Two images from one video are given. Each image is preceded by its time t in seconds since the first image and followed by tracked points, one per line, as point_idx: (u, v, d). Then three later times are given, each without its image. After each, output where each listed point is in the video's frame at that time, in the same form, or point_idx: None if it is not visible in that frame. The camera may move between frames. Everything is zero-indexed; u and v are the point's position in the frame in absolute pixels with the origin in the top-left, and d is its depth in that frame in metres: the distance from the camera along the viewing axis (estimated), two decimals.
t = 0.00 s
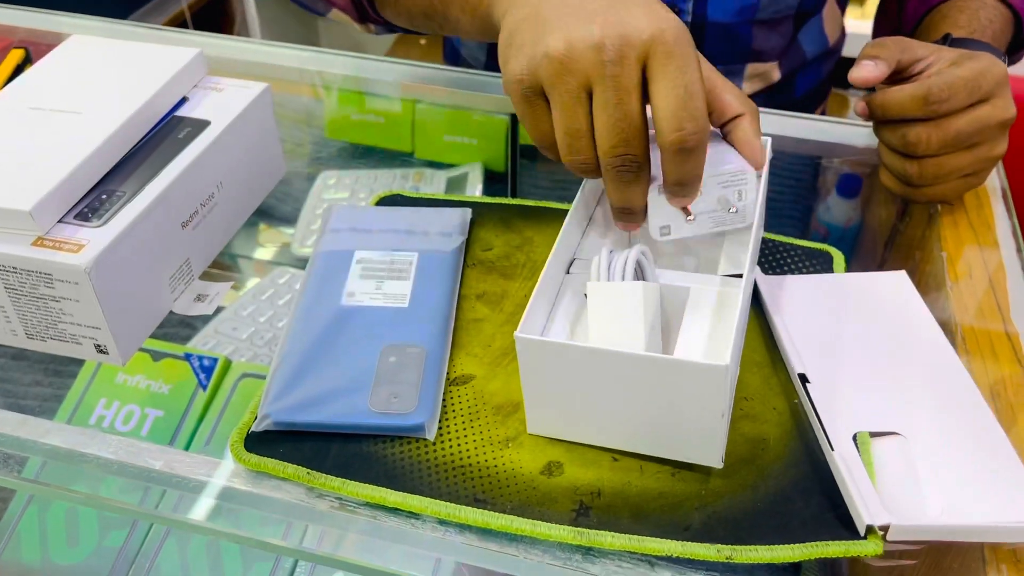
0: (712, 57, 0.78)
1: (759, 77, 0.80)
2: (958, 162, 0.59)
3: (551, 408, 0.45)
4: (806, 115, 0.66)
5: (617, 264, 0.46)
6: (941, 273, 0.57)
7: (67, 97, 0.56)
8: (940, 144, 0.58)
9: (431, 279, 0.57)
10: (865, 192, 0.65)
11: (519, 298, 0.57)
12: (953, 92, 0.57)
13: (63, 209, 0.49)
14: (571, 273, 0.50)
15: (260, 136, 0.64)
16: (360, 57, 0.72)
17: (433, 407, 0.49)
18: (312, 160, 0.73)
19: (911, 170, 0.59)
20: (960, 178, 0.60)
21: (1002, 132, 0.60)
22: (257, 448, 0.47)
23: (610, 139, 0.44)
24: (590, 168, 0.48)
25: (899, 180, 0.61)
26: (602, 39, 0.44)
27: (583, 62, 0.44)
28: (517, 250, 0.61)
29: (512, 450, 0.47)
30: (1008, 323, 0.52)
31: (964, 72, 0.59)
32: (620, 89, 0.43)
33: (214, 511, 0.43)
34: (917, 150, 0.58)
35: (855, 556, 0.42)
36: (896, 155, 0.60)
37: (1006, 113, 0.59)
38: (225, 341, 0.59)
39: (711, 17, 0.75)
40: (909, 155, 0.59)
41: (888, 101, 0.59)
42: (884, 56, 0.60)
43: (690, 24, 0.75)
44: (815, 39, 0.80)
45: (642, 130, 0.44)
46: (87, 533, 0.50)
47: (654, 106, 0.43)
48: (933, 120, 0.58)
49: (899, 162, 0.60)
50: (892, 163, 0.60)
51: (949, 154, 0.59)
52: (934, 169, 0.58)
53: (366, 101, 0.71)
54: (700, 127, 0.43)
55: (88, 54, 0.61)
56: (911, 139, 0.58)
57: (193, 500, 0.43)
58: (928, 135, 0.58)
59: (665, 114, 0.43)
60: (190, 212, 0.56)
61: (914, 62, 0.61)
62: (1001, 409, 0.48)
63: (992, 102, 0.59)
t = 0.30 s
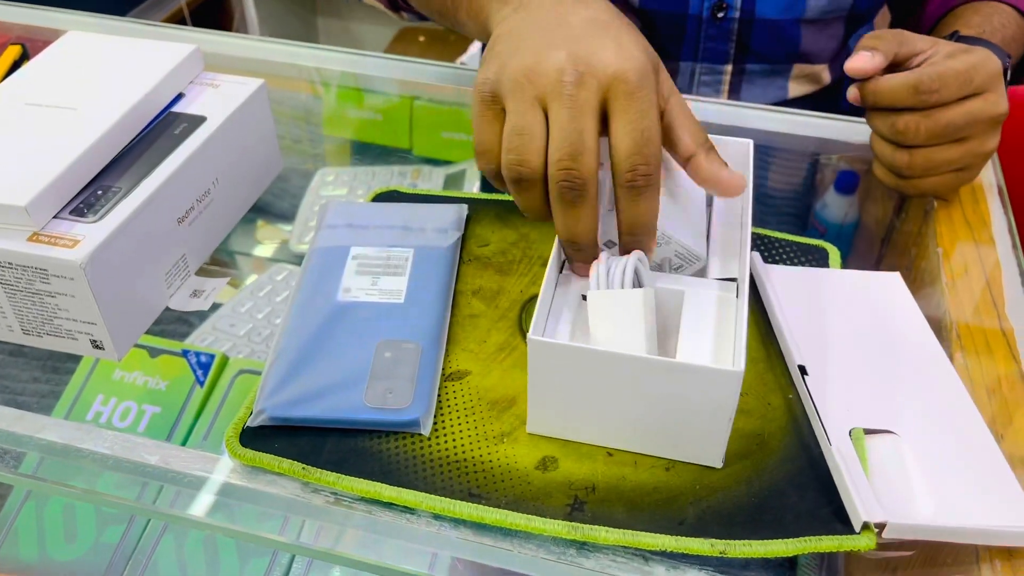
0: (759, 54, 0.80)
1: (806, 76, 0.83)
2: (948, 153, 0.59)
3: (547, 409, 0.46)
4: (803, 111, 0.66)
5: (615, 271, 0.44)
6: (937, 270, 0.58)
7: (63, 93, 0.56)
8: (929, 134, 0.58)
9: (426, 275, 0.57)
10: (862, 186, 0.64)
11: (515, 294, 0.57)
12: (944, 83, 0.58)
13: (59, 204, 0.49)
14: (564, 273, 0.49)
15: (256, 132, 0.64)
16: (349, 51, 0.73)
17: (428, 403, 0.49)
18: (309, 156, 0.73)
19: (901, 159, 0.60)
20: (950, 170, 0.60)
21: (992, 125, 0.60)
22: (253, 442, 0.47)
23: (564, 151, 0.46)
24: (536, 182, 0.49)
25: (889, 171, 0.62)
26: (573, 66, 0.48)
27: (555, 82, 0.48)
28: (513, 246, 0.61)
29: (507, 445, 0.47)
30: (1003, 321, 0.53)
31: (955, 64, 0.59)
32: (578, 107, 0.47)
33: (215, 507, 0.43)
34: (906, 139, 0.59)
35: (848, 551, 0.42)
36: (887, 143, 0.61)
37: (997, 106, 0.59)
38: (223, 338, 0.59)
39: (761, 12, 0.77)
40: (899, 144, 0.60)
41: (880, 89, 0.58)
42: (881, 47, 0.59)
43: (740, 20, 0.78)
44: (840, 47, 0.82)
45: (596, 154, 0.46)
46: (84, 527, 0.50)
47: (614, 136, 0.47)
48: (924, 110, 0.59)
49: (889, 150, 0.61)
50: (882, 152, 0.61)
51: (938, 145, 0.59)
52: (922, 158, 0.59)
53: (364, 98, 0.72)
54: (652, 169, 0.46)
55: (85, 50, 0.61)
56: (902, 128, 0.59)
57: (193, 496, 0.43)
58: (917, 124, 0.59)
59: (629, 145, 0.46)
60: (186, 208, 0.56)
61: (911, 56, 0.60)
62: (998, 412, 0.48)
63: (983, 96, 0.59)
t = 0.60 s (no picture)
0: (787, 56, 0.83)
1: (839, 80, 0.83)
2: (939, 141, 0.59)
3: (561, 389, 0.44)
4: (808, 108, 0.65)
5: (622, 261, 0.45)
6: (942, 267, 0.58)
7: (65, 88, 0.56)
8: (919, 121, 0.58)
9: (430, 271, 0.57)
10: (866, 182, 0.64)
11: (519, 289, 0.57)
12: (937, 70, 0.57)
13: (62, 199, 0.49)
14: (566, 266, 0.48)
15: (258, 128, 0.64)
16: (347, 48, 0.72)
17: (433, 398, 0.49)
18: (313, 152, 0.73)
19: (892, 146, 0.60)
20: (941, 159, 0.60)
21: (988, 115, 0.59)
22: (256, 437, 0.47)
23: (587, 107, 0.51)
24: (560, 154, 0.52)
25: (883, 158, 0.62)
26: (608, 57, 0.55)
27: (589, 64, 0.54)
28: (516, 242, 0.61)
29: (511, 441, 0.47)
30: (1007, 317, 0.51)
31: (953, 51, 0.58)
32: (609, 83, 0.52)
33: (218, 502, 0.43)
34: (896, 125, 0.59)
35: (853, 545, 0.42)
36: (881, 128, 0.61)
37: (994, 97, 0.59)
38: (226, 335, 0.59)
39: (790, 15, 0.81)
40: (891, 130, 0.60)
41: (873, 74, 0.58)
42: (879, 31, 0.59)
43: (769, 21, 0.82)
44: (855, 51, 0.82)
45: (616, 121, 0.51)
46: (87, 522, 0.50)
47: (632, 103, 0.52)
48: (916, 96, 0.58)
49: (883, 136, 0.61)
50: (874, 136, 0.62)
51: (929, 132, 0.59)
52: (912, 145, 0.59)
53: (367, 94, 0.71)
54: (678, 126, 0.48)
55: (88, 46, 0.61)
56: (892, 115, 0.59)
57: (195, 490, 0.43)
58: (907, 111, 0.58)
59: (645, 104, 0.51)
60: (189, 204, 0.56)
61: (909, 43, 0.60)
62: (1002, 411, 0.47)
63: (980, 85, 0.58)
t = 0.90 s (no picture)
0: (779, 59, 0.86)
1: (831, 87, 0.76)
2: (928, 138, 0.59)
3: (574, 244, 0.38)
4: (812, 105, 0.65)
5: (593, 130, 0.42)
6: (946, 264, 0.57)
7: (68, 84, 0.56)
8: (905, 118, 0.59)
9: (434, 268, 0.57)
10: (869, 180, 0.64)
11: (523, 286, 0.57)
12: (921, 67, 0.57)
13: (66, 195, 0.49)
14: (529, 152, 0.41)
15: (261, 124, 0.63)
16: (362, 45, 0.72)
17: (436, 394, 0.49)
18: (316, 150, 0.73)
19: (882, 144, 0.60)
20: (930, 156, 0.60)
21: (978, 113, 0.59)
22: (259, 434, 0.47)
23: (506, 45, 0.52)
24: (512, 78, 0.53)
25: (876, 155, 0.62)
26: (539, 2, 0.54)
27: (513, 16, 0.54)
28: (520, 239, 0.61)
29: (516, 437, 0.47)
30: (1012, 316, 0.52)
31: (938, 50, 0.58)
32: None
33: (220, 498, 0.43)
34: (884, 122, 0.60)
35: (858, 542, 0.42)
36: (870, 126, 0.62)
37: (982, 95, 0.59)
38: (229, 332, 0.59)
39: (783, 19, 0.83)
40: (880, 127, 0.61)
41: (858, 72, 0.59)
42: (865, 31, 0.61)
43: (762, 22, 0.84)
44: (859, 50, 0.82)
45: None
46: (91, 519, 0.50)
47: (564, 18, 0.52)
48: (902, 93, 0.59)
49: (873, 134, 0.61)
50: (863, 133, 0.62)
51: (916, 129, 0.59)
52: (900, 143, 0.60)
53: (368, 92, 0.71)
54: None
55: (91, 42, 0.61)
56: (879, 111, 0.59)
57: (198, 487, 0.44)
58: (894, 108, 0.59)
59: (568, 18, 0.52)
60: (193, 201, 0.56)
61: (901, 41, 0.62)
62: (1008, 406, 0.47)
63: (969, 84, 0.59)
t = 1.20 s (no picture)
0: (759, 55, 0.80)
1: (810, 85, 0.79)
2: (922, 143, 0.58)
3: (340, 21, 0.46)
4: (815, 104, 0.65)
5: None
6: (949, 263, 0.57)
7: (68, 83, 0.56)
8: (894, 126, 0.58)
9: (435, 268, 0.57)
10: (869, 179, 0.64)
11: (524, 285, 0.57)
12: (903, 76, 0.56)
13: (65, 194, 0.49)
14: None
15: (262, 123, 0.63)
16: (360, 45, 0.72)
17: (438, 394, 0.49)
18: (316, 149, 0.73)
19: (877, 152, 0.60)
20: (923, 160, 0.60)
21: (968, 113, 0.59)
22: (260, 434, 0.47)
23: None
24: None
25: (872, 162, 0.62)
26: None
27: None
28: (521, 238, 0.61)
29: (517, 438, 0.46)
30: (1016, 316, 0.52)
31: (919, 56, 0.57)
32: None
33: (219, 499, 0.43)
34: (874, 131, 0.59)
35: (861, 544, 0.42)
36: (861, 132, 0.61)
37: (969, 96, 0.58)
38: (229, 331, 0.60)
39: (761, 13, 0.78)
40: (872, 136, 0.60)
41: (840, 84, 0.58)
42: (846, 40, 0.60)
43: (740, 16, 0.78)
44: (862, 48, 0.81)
45: None
46: (90, 520, 0.50)
47: None
48: (888, 102, 0.58)
49: (866, 142, 0.61)
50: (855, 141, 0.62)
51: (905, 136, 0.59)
52: (894, 151, 0.59)
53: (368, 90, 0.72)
54: None
55: (90, 41, 0.61)
56: (867, 120, 0.59)
57: (196, 487, 0.43)
58: (881, 117, 0.58)
59: None
60: (193, 200, 0.56)
61: (884, 46, 0.60)
62: (1011, 405, 0.47)
63: (956, 86, 0.58)
